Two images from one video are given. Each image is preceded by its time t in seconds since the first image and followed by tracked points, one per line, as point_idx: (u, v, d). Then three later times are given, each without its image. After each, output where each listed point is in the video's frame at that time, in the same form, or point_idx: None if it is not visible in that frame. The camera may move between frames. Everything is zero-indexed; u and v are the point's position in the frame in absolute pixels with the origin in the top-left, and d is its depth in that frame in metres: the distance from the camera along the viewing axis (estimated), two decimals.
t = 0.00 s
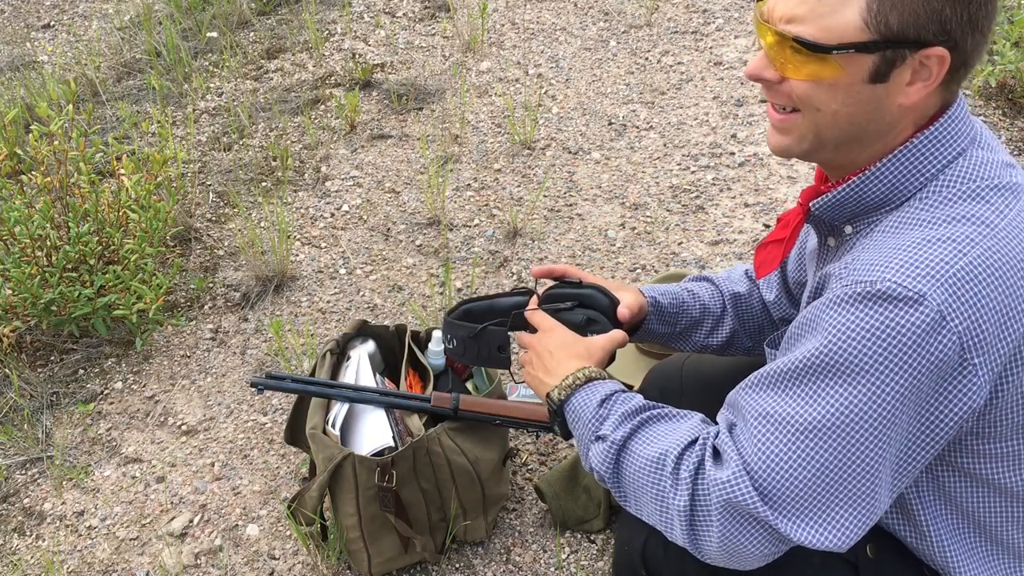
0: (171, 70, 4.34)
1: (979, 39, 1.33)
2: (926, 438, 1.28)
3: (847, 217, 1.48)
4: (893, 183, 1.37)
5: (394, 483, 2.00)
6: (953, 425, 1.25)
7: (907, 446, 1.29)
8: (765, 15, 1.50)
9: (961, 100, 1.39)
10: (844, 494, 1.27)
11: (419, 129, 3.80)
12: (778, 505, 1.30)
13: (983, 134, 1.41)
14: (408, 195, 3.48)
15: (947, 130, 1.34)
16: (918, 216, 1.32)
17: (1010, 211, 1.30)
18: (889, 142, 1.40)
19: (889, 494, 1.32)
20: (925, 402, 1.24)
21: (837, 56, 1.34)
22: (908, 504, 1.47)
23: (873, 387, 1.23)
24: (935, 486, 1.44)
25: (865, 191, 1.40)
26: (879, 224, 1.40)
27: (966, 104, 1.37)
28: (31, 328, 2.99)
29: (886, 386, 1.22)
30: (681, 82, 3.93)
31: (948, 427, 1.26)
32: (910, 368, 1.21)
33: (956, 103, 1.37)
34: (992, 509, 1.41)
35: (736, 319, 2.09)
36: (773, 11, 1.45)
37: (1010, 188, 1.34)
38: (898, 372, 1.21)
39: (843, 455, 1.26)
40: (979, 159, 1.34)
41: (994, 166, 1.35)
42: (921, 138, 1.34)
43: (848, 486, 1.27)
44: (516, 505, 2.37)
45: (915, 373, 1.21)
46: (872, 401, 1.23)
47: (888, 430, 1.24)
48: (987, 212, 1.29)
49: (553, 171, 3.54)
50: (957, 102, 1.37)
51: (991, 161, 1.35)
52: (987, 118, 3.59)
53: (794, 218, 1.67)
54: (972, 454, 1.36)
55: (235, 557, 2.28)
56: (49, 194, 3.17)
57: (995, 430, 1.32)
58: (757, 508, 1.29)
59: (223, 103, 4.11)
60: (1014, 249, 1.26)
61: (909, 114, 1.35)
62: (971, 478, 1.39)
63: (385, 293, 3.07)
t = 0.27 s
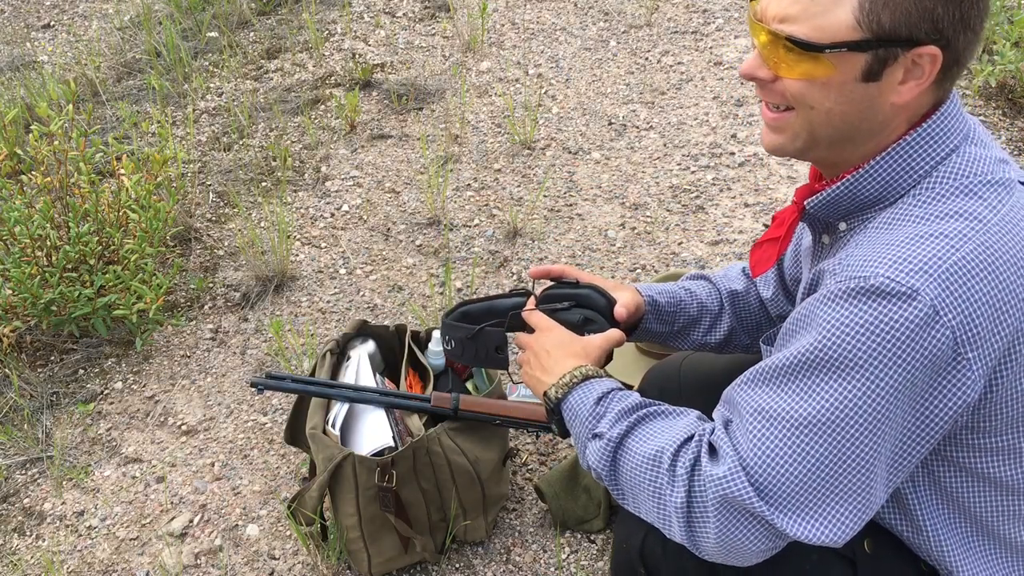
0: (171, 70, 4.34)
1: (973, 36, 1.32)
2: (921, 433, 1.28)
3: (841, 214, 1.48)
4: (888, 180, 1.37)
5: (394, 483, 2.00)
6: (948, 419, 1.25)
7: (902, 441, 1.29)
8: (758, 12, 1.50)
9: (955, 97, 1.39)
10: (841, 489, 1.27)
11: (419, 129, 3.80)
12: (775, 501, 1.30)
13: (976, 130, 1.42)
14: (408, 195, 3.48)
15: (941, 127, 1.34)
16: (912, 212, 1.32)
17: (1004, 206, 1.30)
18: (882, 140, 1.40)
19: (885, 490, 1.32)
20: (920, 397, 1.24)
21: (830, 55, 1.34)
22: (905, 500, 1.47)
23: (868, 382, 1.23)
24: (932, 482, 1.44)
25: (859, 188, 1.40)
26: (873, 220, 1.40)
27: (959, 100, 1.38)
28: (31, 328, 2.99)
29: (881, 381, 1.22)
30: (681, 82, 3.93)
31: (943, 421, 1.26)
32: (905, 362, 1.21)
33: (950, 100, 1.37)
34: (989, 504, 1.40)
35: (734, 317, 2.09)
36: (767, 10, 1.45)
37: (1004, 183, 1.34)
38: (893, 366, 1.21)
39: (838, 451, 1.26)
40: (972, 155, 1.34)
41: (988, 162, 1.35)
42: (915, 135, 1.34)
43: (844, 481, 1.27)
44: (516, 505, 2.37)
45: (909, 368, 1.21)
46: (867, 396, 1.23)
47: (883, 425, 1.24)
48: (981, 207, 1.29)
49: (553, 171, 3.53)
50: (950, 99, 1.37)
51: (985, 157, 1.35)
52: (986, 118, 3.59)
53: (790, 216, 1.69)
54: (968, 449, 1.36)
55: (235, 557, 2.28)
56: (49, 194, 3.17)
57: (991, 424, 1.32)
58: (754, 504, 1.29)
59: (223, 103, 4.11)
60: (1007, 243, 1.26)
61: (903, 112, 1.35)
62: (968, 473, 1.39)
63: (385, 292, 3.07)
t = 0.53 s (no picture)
0: (171, 70, 4.34)
1: (965, 31, 1.33)
2: (921, 428, 1.29)
3: (839, 212, 1.48)
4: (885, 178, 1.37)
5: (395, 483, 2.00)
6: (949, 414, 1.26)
7: (904, 436, 1.29)
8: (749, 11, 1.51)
9: (951, 93, 1.39)
10: (843, 485, 1.27)
11: (419, 129, 3.80)
12: (777, 497, 1.30)
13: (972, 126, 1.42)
14: (408, 195, 3.48)
15: (936, 123, 1.34)
16: (910, 208, 1.33)
17: (1001, 200, 1.31)
18: (875, 135, 1.40)
19: (887, 485, 1.32)
20: (921, 391, 1.24)
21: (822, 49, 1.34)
22: (907, 496, 1.47)
23: (869, 377, 1.23)
24: (932, 477, 1.44)
25: (857, 186, 1.40)
26: (871, 217, 1.40)
27: (954, 97, 1.38)
28: (31, 328, 2.99)
29: (882, 376, 1.23)
30: (681, 82, 3.93)
31: (944, 416, 1.26)
32: (906, 357, 1.21)
33: (946, 95, 1.37)
34: (990, 499, 1.41)
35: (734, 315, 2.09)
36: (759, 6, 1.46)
37: (1001, 178, 1.34)
38: (893, 361, 1.22)
39: (840, 446, 1.26)
40: (968, 150, 1.34)
41: (984, 158, 1.35)
42: (912, 130, 1.34)
43: (846, 476, 1.27)
44: (516, 505, 2.37)
45: (910, 363, 1.21)
46: (868, 391, 1.24)
47: (885, 420, 1.24)
48: (978, 202, 1.29)
49: (552, 171, 3.53)
50: (945, 95, 1.37)
51: (981, 152, 1.35)
52: (986, 118, 3.59)
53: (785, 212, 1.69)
54: (968, 443, 1.36)
55: (235, 557, 2.28)
56: (49, 194, 3.17)
57: (991, 419, 1.33)
58: (757, 501, 1.29)
59: (223, 103, 4.11)
60: (1005, 238, 1.26)
61: (896, 108, 1.35)
62: (968, 468, 1.40)
63: (385, 293, 3.07)
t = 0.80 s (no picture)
0: (171, 70, 4.34)
1: (962, 30, 1.33)
2: (921, 427, 1.29)
3: (837, 211, 1.48)
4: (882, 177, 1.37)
5: (395, 483, 2.00)
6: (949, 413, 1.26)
7: (904, 435, 1.29)
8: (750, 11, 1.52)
9: (950, 92, 1.39)
10: (843, 484, 1.27)
11: (419, 129, 3.80)
12: (777, 496, 1.30)
13: (972, 126, 1.41)
14: (408, 195, 3.48)
15: (935, 123, 1.34)
16: (908, 207, 1.32)
17: (1000, 200, 1.30)
18: (874, 135, 1.40)
19: (887, 484, 1.32)
20: (921, 390, 1.24)
21: (820, 50, 1.35)
22: (906, 496, 1.47)
23: (869, 376, 1.23)
24: (933, 477, 1.44)
25: (855, 185, 1.40)
26: (870, 217, 1.40)
27: (954, 96, 1.37)
28: (31, 328, 3.00)
29: (881, 375, 1.23)
30: (681, 82, 3.93)
31: (944, 415, 1.26)
32: (905, 356, 1.21)
33: (944, 94, 1.37)
34: (990, 498, 1.41)
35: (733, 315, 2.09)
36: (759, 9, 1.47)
37: (999, 177, 1.34)
38: (893, 361, 1.22)
39: (840, 446, 1.26)
40: (966, 150, 1.34)
41: (982, 157, 1.35)
42: (910, 129, 1.34)
43: (846, 475, 1.27)
44: (516, 505, 2.37)
45: (910, 362, 1.21)
46: (868, 390, 1.23)
47: (885, 419, 1.24)
48: (976, 201, 1.29)
49: (553, 171, 3.53)
50: (945, 94, 1.37)
51: (980, 151, 1.35)
52: (986, 118, 3.59)
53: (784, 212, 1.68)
54: (968, 442, 1.36)
55: (235, 557, 2.28)
56: (49, 194, 3.17)
57: (990, 417, 1.33)
58: (757, 500, 1.29)
59: (223, 103, 4.11)
60: (1003, 237, 1.26)
61: (894, 107, 1.35)
62: (969, 467, 1.39)
63: (385, 292, 3.07)
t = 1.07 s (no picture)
0: (171, 70, 4.34)
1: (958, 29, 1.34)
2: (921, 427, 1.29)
3: (836, 213, 1.48)
4: (881, 177, 1.37)
5: (395, 483, 2.00)
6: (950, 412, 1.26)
7: (905, 434, 1.29)
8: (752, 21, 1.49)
9: (946, 92, 1.39)
10: (843, 483, 1.27)
11: (419, 129, 3.80)
12: (777, 495, 1.30)
13: (968, 126, 1.42)
14: (408, 195, 3.48)
15: (932, 122, 1.34)
16: (908, 206, 1.33)
17: (999, 198, 1.31)
18: (884, 133, 1.40)
19: (888, 484, 1.32)
20: (923, 390, 1.24)
21: (843, 51, 1.32)
22: (906, 495, 1.47)
23: (870, 375, 1.23)
24: (933, 476, 1.44)
25: (854, 185, 1.40)
26: (869, 217, 1.40)
27: (949, 96, 1.38)
28: (31, 328, 3.00)
29: (883, 374, 1.23)
30: (681, 82, 3.93)
31: (945, 414, 1.26)
32: (907, 355, 1.21)
33: (940, 94, 1.38)
34: (990, 497, 1.41)
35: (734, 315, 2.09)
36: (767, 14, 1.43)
37: (997, 176, 1.34)
38: (894, 360, 1.22)
39: (840, 445, 1.26)
40: (964, 149, 1.35)
41: (980, 156, 1.35)
42: (908, 130, 1.34)
43: (846, 474, 1.27)
44: (516, 505, 2.37)
45: (911, 361, 1.21)
46: (869, 389, 1.23)
47: (885, 418, 1.24)
48: (975, 200, 1.29)
49: (553, 171, 3.54)
50: (941, 93, 1.38)
51: (977, 150, 1.36)
52: (986, 118, 3.59)
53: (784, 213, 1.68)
54: (968, 441, 1.36)
55: (235, 557, 2.28)
56: (49, 194, 3.17)
57: (991, 416, 1.33)
58: (757, 499, 1.29)
59: (223, 103, 4.11)
60: (1003, 236, 1.26)
61: (906, 104, 1.36)
62: (969, 466, 1.39)
63: (385, 293, 3.07)
